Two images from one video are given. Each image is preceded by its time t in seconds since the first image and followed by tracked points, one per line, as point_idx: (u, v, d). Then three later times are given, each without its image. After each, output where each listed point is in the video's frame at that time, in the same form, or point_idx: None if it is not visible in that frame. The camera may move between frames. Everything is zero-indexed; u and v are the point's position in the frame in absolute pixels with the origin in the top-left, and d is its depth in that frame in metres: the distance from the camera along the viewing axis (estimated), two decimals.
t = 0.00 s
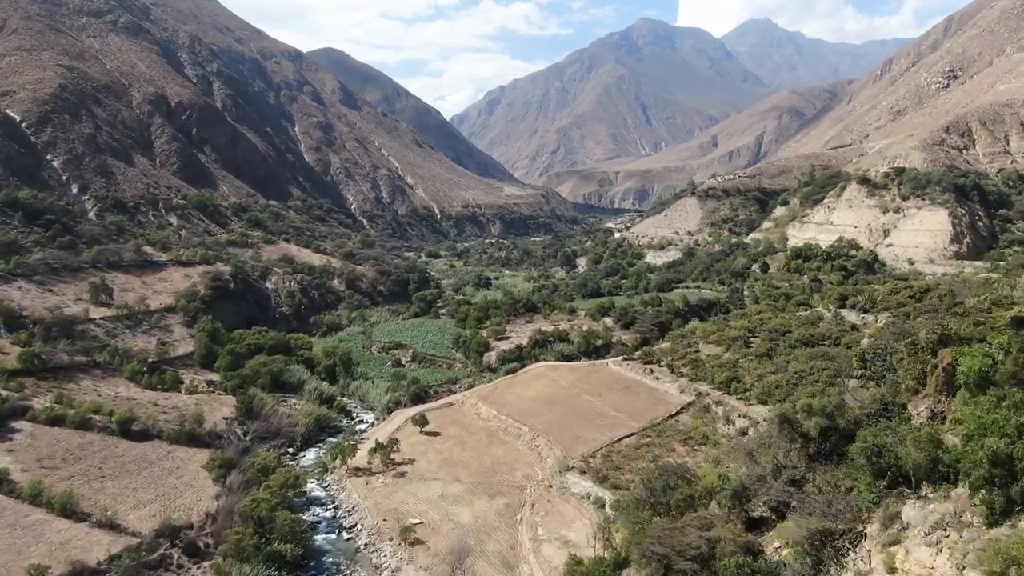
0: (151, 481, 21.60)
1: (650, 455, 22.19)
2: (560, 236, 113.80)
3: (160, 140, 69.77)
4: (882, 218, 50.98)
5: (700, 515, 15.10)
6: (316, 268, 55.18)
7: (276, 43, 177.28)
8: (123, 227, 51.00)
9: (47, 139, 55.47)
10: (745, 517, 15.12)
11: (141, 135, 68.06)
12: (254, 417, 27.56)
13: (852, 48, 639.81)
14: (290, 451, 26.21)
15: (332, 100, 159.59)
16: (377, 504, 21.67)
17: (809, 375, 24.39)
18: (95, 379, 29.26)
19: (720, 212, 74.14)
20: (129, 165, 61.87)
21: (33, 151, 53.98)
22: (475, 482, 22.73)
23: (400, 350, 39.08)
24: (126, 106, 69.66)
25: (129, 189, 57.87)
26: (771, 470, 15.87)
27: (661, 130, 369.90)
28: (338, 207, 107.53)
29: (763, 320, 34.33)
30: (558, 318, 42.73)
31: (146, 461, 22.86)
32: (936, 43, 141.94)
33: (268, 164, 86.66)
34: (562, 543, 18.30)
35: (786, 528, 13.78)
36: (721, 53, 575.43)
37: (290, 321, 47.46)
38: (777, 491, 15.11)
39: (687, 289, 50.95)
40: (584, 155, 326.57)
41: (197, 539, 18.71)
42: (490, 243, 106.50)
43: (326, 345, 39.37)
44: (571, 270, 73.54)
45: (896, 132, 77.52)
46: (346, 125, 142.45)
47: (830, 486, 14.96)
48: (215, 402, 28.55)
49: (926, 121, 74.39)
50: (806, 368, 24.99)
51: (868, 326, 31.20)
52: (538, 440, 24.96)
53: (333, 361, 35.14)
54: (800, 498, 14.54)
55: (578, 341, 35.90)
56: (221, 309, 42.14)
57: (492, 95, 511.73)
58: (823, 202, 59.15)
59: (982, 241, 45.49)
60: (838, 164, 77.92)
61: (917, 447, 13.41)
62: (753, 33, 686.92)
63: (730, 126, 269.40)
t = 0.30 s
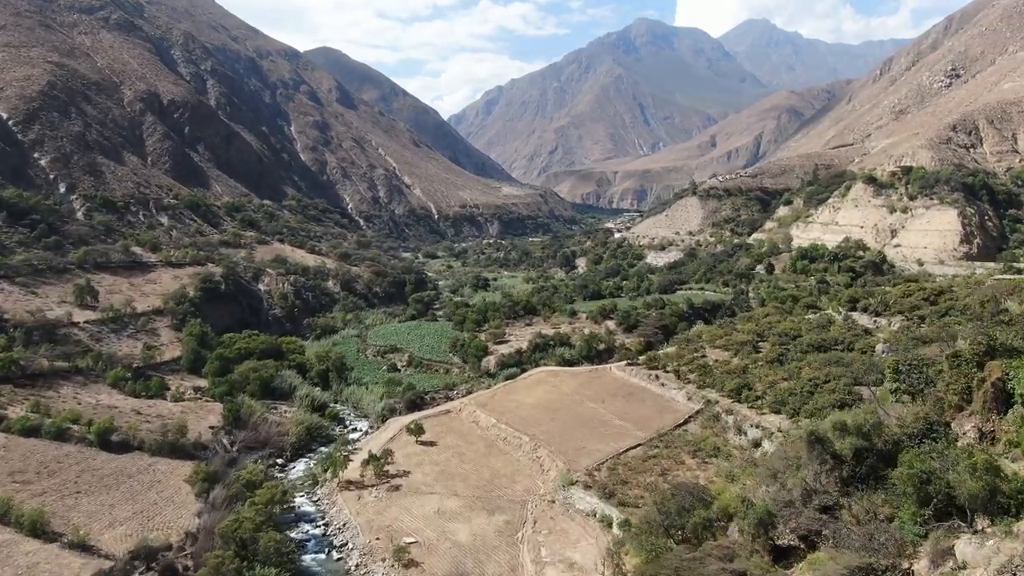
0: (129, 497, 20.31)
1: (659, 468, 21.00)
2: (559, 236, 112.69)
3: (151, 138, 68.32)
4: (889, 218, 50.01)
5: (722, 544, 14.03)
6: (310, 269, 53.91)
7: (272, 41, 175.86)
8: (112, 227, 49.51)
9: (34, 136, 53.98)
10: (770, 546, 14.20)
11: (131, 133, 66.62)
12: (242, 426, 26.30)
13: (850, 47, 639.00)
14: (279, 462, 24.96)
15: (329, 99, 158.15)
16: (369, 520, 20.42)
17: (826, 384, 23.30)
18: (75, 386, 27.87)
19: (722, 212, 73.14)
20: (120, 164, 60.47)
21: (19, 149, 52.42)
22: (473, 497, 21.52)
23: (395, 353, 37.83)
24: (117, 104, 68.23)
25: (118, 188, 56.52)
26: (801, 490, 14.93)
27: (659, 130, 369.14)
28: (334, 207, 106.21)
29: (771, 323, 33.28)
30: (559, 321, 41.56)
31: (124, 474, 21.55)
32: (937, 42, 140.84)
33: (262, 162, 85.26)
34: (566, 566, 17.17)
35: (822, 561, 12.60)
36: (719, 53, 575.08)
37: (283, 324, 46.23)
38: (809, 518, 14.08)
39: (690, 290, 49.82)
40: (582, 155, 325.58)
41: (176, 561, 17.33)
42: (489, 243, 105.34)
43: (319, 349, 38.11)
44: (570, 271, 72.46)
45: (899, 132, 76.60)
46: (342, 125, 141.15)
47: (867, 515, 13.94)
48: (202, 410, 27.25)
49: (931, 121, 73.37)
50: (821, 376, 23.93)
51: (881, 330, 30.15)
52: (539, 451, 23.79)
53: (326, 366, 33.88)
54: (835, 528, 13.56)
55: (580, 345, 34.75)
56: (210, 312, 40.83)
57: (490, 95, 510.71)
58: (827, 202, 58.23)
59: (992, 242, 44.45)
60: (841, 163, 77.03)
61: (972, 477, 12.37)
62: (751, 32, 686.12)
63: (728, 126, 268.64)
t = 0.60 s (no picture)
0: (107, 513, 19.13)
1: (669, 482, 19.85)
2: (559, 236, 111.59)
3: (145, 136, 67.08)
4: (898, 217, 48.95)
5: None
6: (306, 270, 52.70)
7: (271, 40, 174.59)
8: (102, 227, 48.22)
9: (23, 134, 52.66)
10: None
11: (124, 131, 65.39)
12: (231, 435, 25.12)
13: (850, 47, 638.21)
14: (268, 474, 23.77)
15: (327, 98, 156.95)
16: (362, 538, 19.22)
17: (843, 392, 22.20)
18: (56, 394, 26.62)
19: (725, 211, 72.04)
20: (111, 163, 59.25)
21: (6, 146, 51.04)
22: (472, 512, 20.36)
23: (393, 357, 36.62)
24: (109, 102, 66.99)
25: (109, 187, 55.26)
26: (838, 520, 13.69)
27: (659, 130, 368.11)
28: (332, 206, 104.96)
29: (782, 326, 32.15)
30: (560, 323, 40.39)
31: (103, 488, 20.37)
32: (939, 41, 140.03)
33: (258, 161, 84.03)
34: None
35: None
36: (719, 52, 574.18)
37: (277, 326, 45.00)
38: (845, 549, 12.84)
39: (695, 291, 48.67)
40: (581, 155, 324.45)
41: None
42: (488, 243, 104.22)
43: (313, 353, 36.92)
44: (571, 272, 71.35)
45: (905, 131, 75.55)
46: (341, 124, 139.96)
47: (917, 550, 12.67)
48: (189, 418, 26.05)
49: (937, 120, 72.34)
50: (838, 384, 22.80)
51: (897, 334, 29.02)
52: (542, 462, 22.62)
53: (320, 371, 32.70)
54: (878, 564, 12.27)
55: (583, 349, 33.60)
56: (202, 315, 39.63)
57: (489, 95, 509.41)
58: (833, 201, 57.21)
59: (1003, 242, 43.37)
60: (846, 162, 76.01)
61: None
62: (750, 32, 685.40)
63: (728, 126, 267.56)
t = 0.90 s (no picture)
0: (81, 534, 17.90)
1: (681, 498, 18.66)
2: (560, 236, 110.34)
3: (137, 134, 65.81)
4: (908, 217, 47.76)
5: None
6: (301, 271, 51.45)
7: (268, 38, 173.12)
8: (92, 227, 46.91)
9: (11, 131, 51.28)
10: None
11: (116, 129, 64.11)
12: (218, 446, 23.91)
13: (850, 47, 637.24)
14: (257, 488, 22.55)
15: (325, 97, 155.66)
16: (354, 559, 17.99)
17: (865, 402, 20.97)
18: (35, 402, 25.33)
19: (729, 211, 70.86)
20: (103, 161, 57.97)
21: None
22: (472, 530, 19.13)
23: (389, 362, 35.36)
24: (102, 99, 65.68)
25: (100, 186, 53.94)
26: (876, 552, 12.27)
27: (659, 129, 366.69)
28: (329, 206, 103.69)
29: (793, 330, 30.94)
30: (562, 326, 39.15)
31: (79, 506, 19.14)
32: (942, 40, 139.06)
33: (254, 160, 82.73)
34: None
35: None
36: (719, 52, 572.99)
37: (271, 329, 43.73)
38: None
39: (701, 293, 47.43)
40: (581, 155, 323.25)
41: None
42: (488, 243, 102.95)
43: (307, 357, 35.67)
44: (572, 272, 70.17)
45: (911, 130, 74.39)
46: (339, 123, 138.69)
47: None
48: (174, 428, 24.80)
49: (944, 118, 71.19)
50: (858, 393, 21.58)
51: (915, 338, 27.80)
52: (545, 475, 21.42)
53: (313, 377, 31.46)
54: None
55: (587, 353, 32.40)
56: (192, 317, 38.40)
57: (489, 95, 507.85)
58: (840, 201, 56.08)
59: (1017, 242, 42.20)
60: (852, 161, 74.82)
61: None
62: (750, 32, 684.34)
63: (729, 126, 266.47)
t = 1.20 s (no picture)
0: (52, 555, 16.74)
1: (694, 516, 17.51)
2: (561, 236, 109.14)
3: (130, 131, 64.61)
4: (917, 216, 46.61)
5: None
6: (297, 272, 50.29)
7: (265, 37, 171.79)
8: (81, 227, 45.69)
9: None
10: None
11: (108, 127, 62.94)
12: (204, 456, 22.73)
13: (850, 45, 635.77)
14: (244, 502, 21.36)
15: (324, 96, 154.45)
16: None
17: (887, 411, 19.83)
18: (13, 410, 24.16)
19: (733, 210, 69.70)
20: (94, 159, 56.79)
21: None
22: (471, 549, 17.95)
23: (385, 366, 34.16)
24: (94, 96, 64.49)
25: (90, 185, 52.72)
26: None
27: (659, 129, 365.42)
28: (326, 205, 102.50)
29: (805, 333, 29.77)
30: (564, 328, 37.99)
31: (51, 524, 17.97)
32: (944, 39, 138.00)
33: (250, 159, 81.54)
34: None
35: None
36: (719, 51, 571.77)
37: (265, 332, 42.55)
38: None
39: (706, 295, 46.28)
40: (581, 154, 321.99)
41: None
42: (488, 243, 101.73)
43: (300, 361, 34.50)
44: (573, 273, 69.06)
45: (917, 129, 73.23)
46: (337, 121, 137.45)
47: None
48: (159, 437, 23.63)
49: (950, 116, 70.09)
50: (879, 401, 20.43)
51: (933, 343, 26.64)
52: (548, 488, 20.25)
53: (307, 383, 30.27)
54: None
55: (590, 357, 31.23)
56: (182, 320, 37.20)
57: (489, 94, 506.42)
58: (847, 200, 54.97)
59: None
60: (857, 160, 73.70)
61: None
62: (750, 32, 683.25)
63: (729, 125, 265.33)
